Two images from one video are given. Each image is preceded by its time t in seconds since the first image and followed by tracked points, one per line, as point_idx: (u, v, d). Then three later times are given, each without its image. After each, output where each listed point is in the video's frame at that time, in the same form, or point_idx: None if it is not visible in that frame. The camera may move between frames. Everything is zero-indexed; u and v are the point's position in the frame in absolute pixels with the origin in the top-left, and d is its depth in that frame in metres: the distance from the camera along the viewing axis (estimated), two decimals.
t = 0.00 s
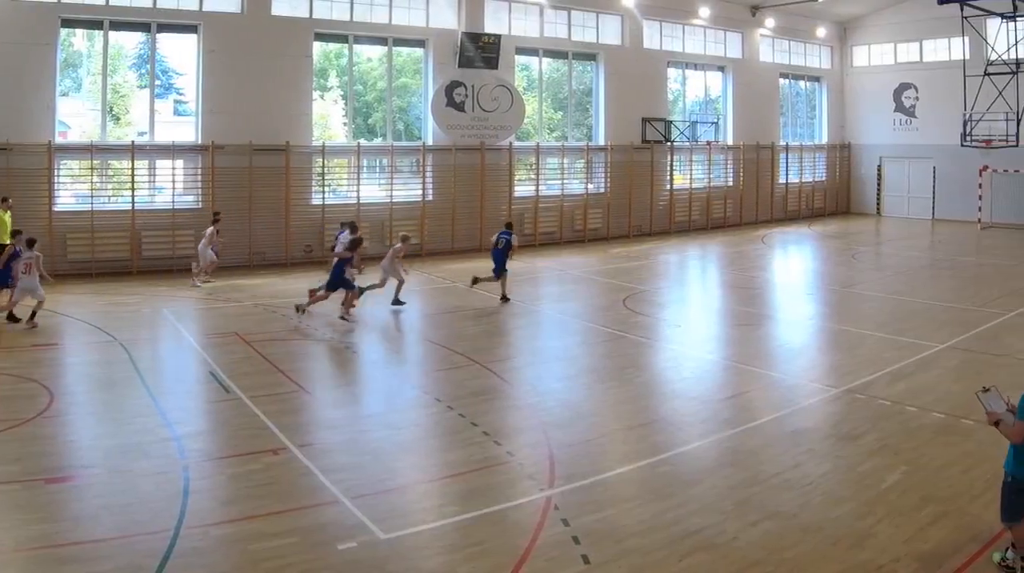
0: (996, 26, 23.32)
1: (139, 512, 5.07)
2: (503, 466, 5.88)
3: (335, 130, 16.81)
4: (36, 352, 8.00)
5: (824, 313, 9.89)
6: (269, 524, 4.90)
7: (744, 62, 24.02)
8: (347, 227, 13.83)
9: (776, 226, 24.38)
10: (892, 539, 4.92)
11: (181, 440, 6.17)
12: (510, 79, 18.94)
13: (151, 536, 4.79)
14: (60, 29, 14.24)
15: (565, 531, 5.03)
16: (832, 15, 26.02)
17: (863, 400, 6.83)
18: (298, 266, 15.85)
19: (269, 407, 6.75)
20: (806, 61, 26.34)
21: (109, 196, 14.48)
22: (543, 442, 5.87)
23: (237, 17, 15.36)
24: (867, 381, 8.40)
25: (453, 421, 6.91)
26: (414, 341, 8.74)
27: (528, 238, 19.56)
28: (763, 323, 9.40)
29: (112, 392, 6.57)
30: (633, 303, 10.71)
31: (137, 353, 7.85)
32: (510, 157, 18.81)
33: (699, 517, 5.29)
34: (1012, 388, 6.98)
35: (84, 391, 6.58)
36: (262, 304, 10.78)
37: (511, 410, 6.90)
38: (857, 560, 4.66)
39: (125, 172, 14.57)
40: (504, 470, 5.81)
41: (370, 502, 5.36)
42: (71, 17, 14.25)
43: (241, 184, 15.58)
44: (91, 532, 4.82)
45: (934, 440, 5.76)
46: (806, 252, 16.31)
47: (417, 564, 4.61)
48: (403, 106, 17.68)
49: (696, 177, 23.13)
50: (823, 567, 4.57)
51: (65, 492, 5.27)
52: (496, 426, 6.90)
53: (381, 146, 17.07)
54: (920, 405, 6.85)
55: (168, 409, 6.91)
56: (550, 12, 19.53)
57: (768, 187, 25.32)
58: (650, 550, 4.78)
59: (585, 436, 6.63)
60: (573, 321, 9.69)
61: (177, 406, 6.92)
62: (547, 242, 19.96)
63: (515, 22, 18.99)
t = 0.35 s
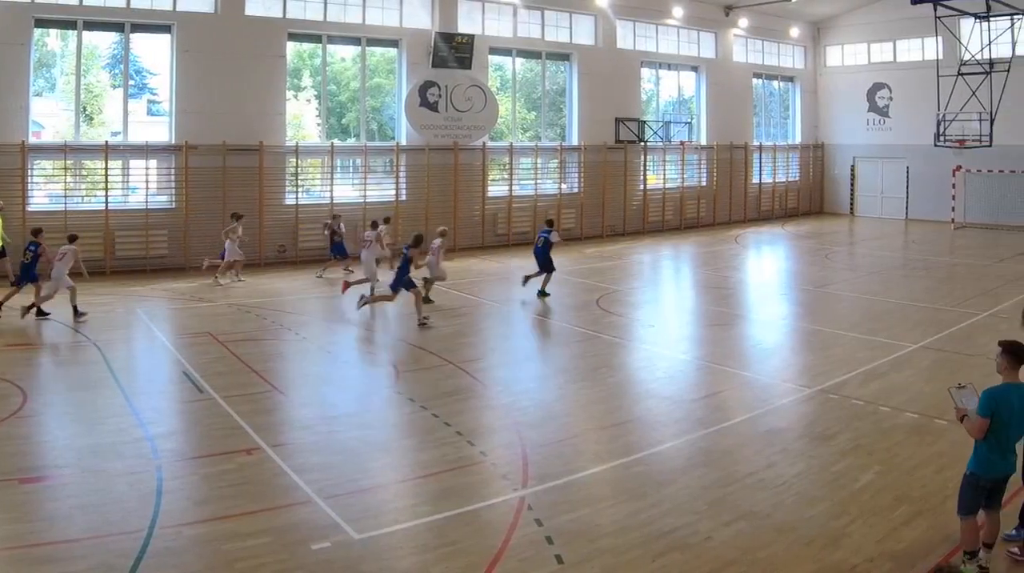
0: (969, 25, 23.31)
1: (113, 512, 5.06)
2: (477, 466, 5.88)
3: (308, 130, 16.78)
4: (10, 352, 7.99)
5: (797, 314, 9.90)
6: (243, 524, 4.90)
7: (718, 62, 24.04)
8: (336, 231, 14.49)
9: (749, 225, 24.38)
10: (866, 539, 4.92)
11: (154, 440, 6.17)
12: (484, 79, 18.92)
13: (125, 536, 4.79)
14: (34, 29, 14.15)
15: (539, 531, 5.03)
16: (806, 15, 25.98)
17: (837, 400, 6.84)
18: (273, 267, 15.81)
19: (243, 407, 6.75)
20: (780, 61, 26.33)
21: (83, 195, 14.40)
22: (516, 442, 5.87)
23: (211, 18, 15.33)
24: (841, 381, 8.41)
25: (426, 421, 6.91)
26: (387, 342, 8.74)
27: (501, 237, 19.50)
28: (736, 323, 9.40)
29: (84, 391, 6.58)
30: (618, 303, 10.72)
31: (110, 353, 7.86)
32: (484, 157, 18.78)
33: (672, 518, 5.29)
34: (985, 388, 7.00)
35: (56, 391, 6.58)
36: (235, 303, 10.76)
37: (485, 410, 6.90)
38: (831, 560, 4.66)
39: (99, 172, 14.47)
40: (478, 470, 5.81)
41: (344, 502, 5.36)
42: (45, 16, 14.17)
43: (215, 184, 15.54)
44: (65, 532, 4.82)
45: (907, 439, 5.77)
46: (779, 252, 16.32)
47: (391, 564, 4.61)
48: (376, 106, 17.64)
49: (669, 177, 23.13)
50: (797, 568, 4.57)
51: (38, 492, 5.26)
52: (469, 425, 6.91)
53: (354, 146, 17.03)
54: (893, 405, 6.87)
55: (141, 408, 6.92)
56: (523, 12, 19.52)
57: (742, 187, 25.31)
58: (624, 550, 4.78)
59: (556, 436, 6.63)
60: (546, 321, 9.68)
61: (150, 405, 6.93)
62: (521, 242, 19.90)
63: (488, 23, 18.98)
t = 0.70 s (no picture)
0: (942, 25, 23.13)
1: (85, 512, 5.05)
2: (449, 466, 5.88)
3: (280, 130, 16.70)
4: None
5: (769, 313, 9.90)
6: (215, 524, 4.89)
7: (690, 63, 24.02)
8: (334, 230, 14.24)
9: (721, 225, 24.34)
10: (837, 539, 4.92)
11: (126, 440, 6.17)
12: (456, 79, 18.85)
13: (97, 536, 4.78)
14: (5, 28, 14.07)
15: (511, 531, 5.03)
16: (777, 15, 25.94)
17: (810, 399, 6.85)
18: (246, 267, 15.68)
19: (215, 407, 6.75)
20: (751, 61, 26.31)
21: (55, 195, 14.37)
22: (488, 442, 5.86)
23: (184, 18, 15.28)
24: (814, 381, 8.42)
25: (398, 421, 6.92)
26: (362, 341, 8.74)
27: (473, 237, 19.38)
28: (708, 323, 9.40)
29: (56, 390, 6.58)
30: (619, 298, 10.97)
31: (83, 353, 7.87)
32: (456, 157, 18.65)
33: (645, 517, 5.28)
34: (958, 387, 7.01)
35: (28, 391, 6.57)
36: (208, 303, 10.76)
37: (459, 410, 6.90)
38: (803, 560, 4.66)
39: (71, 172, 14.42)
40: (450, 470, 5.81)
41: (315, 502, 5.36)
42: (17, 17, 14.08)
43: (188, 184, 15.44)
44: (38, 532, 4.82)
45: (878, 439, 5.77)
46: (752, 252, 16.31)
47: (363, 564, 4.60)
48: (348, 106, 17.55)
49: (642, 176, 23.05)
50: (768, 567, 4.57)
51: (10, 492, 5.25)
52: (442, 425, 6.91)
53: (327, 146, 16.92)
54: (865, 405, 6.86)
55: (113, 408, 6.92)
56: (495, 12, 19.50)
57: (714, 187, 25.28)
58: (596, 550, 4.77)
59: (527, 436, 6.63)
60: (520, 321, 9.68)
61: (122, 405, 6.93)
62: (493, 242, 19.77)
63: (460, 23, 18.91)
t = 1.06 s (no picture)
0: (915, 25, 22.83)
1: (58, 512, 5.05)
2: (422, 466, 5.88)
3: (254, 130, 16.35)
4: None
5: (742, 313, 9.91)
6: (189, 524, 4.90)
7: (664, 63, 23.75)
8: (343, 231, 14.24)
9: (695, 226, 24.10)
10: (809, 539, 4.92)
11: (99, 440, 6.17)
12: (430, 79, 18.50)
13: (70, 536, 4.78)
14: None
15: (484, 531, 5.03)
16: (751, 15, 25.65)
17: (783, 400, 6.85)
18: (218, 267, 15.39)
19: (188, 407, 6.75)
20: (725, 61, 26.03)
21: (29, 196, 13.98)
22: (461, 442, 5.86)
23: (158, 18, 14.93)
24: (787, 381, 8.43)
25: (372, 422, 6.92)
26: (336, 341, 8.75)
27: (446, 238, 19.08)
28: (681, 323, 9.41)
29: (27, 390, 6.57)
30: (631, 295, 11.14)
31: (56, 353, 7.86)
32: (430, 157, 18.34)
33: (618, 517, 5.29)
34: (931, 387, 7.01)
35: None
36: (182, 303, 10.73)
37: (432, 410, 6.89)
38: (776, 559, 4.66)
39: (45, 172, 14.03)
40: (423, 470, 5.81)
41: (289, 502, 5.36)
42: None
43: (162, 184, 15.08)
44: (10, 532, 4.81)
45: (852, 440, 5.77)
46: (725, 252, 16.31)
47: (337, 564, 4.61)
48: (322, 106, 17.20)
49: (615, 177, 22.77)
50: (740, 568, 4.58)
51: None
52: (416, 425, 6.91)
53: (300, 146, 16.58)
54: (839, 405, 6.86)
55: (85, 408, 6.91)
56: (469, 12, 19.20)
57: (688, 188, 25.02)
58: (569, 550, 4.78)
59: (498, 435, 6.63)
60: (494, 321, 9.68)
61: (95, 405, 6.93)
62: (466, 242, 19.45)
63: (434, 22, 18.57)
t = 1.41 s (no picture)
0: (886, 25, 22.77)
1: (29, 513, 5.04)
2: (394, 466, 5.88)
3: (226, 130, 16.18)
4: None
5: (714, 313, 9.92)
6: (161, 524, 4.90)
7: (636, 63, 23.63)
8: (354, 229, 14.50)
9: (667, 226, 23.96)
10: (781, 539, 4.93)
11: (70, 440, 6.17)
12: (403, 79, 18.34)
13: (42, 536, 4.78)
14: None
15: (456, 531, 5.03)
16: (723, 15, 25.56)
17: (755, 399, 6.85)
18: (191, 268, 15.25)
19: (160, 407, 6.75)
20: (698, 61, 25.91)
21: None
22: (433, 443, 5.85)
23: (131, 19, 14.89)
24: (760, 381, 8.44)
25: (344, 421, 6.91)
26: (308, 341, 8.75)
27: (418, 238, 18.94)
28: (654, 323, 9.42)
29: None
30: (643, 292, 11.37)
31: (29, 353, 7.86)
32: (402, 157, 18.18)
33: (589, 517, 5.29)
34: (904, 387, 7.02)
35: None
36: (155, 303, 10.74)
37: (405, 410, 6.89)
38: (748, 560, 4.66)
39: (16, 172, 13.88)
40: (395, 470, 5.81)
41: (261, 502, 5.36)
42: None
43: (135, 185, 14.98)
44: None
45: (824, 440, 5.77)
46: (697, 252, 16.34)
47: (309, 564, 4.61)
48: (294, 106, 17.07)
49: (587, 177, 22.58)
50: (710, 568, 4.58)
51: None
52: (388, 425, 6.92)
53: (271, 146, 16.44)
54: (810, 405, 6.85)
55: (57, 408, 6.92)
56: (441, 12, 19.03)
57: (660, 188, 24.87)
58: (541, 550, 4.77)
59: (469, 436, 6.64)
60: (466, 321, 9.68)
61: (68, 405, 6.93)
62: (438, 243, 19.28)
63: (406, 23, 18.43)
